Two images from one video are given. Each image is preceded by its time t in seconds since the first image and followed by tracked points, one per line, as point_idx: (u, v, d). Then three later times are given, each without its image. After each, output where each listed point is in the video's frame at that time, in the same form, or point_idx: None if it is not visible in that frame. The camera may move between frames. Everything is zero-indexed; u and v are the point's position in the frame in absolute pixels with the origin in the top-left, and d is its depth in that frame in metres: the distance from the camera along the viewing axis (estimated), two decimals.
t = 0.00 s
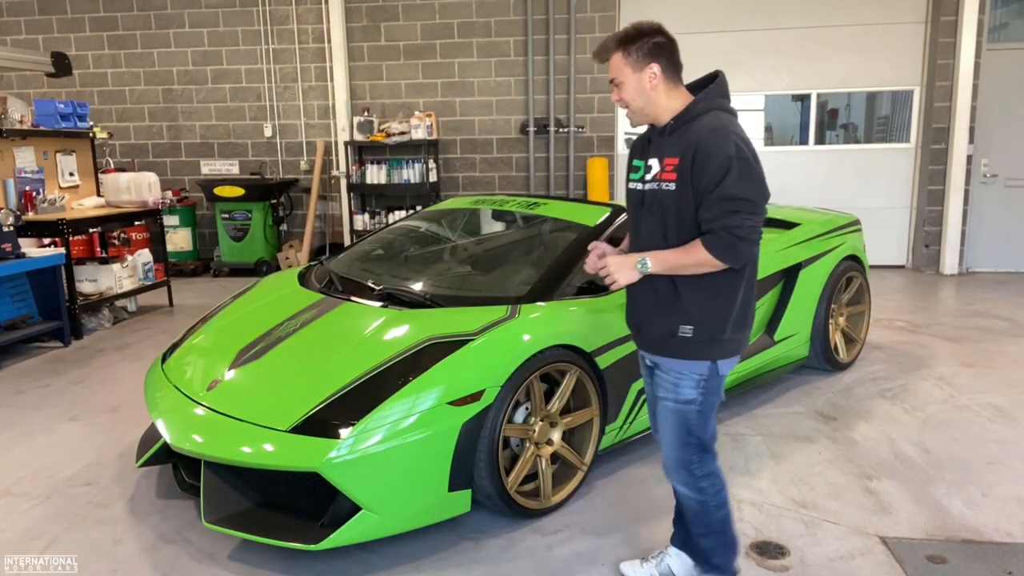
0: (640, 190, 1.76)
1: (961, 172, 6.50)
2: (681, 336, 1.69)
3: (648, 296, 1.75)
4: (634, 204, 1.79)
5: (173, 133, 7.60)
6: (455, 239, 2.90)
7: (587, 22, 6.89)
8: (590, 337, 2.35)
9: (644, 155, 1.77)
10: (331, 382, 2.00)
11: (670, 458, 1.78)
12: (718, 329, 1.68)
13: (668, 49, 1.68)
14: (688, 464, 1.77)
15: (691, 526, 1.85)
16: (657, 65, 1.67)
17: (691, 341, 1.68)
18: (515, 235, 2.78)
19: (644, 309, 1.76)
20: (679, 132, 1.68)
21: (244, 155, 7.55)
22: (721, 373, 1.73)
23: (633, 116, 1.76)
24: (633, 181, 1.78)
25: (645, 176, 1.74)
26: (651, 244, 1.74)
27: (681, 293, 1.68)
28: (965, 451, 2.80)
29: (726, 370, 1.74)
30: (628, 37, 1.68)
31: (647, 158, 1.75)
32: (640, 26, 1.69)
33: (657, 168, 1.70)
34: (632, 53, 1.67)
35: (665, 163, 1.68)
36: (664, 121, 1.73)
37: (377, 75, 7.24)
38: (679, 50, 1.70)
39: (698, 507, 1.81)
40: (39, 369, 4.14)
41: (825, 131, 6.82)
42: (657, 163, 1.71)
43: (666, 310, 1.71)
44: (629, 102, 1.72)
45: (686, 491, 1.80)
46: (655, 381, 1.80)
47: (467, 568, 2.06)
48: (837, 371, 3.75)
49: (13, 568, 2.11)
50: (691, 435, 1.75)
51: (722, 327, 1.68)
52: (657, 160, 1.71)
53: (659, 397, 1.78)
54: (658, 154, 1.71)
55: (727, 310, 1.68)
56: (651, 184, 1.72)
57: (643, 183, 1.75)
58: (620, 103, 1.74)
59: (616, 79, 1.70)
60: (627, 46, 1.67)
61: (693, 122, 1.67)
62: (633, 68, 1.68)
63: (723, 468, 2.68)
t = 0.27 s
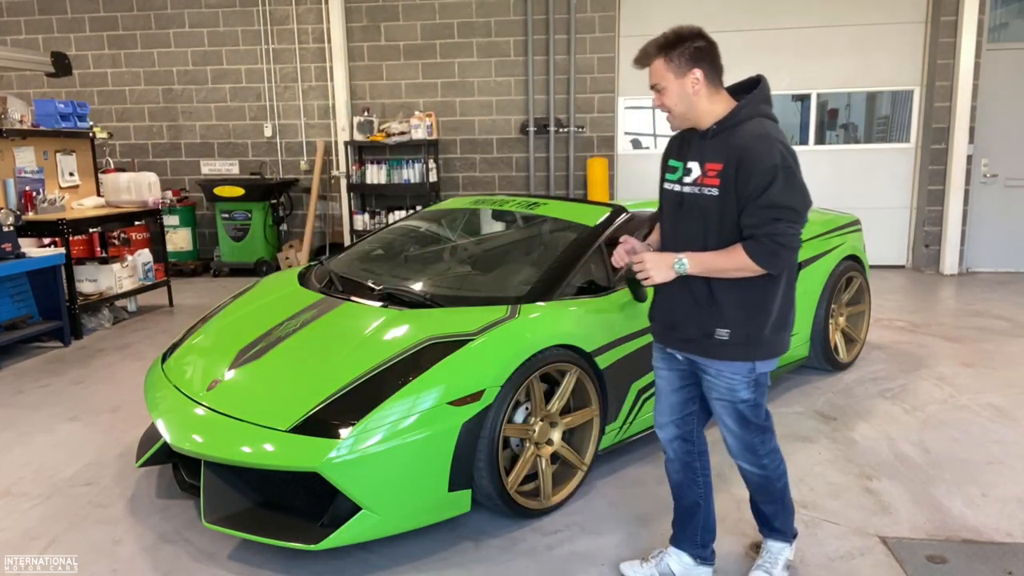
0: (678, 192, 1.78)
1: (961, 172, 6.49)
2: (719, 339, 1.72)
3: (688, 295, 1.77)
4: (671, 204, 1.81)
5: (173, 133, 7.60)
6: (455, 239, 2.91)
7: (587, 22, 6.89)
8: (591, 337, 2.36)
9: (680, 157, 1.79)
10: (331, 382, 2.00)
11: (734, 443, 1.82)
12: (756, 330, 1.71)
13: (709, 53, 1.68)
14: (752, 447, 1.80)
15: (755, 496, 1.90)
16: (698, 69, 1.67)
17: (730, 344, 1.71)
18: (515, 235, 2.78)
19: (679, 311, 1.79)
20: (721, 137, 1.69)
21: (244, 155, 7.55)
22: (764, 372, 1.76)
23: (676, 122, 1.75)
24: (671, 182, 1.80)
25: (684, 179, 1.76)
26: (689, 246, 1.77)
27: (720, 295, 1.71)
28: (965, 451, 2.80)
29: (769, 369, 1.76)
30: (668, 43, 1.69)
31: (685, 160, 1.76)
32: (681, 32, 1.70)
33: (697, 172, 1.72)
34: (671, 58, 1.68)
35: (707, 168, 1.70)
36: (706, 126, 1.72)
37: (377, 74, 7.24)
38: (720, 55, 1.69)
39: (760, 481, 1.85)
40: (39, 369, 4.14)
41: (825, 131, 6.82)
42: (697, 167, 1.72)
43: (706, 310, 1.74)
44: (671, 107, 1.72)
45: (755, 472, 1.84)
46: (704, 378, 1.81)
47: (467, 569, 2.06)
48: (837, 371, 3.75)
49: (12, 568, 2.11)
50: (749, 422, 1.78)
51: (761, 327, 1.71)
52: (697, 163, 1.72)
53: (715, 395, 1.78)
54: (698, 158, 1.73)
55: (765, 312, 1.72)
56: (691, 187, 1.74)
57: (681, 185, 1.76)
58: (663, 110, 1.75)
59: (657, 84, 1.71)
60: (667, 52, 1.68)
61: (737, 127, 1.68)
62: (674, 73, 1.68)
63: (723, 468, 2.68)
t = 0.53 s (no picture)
0: (730, 200, 1.81)
1: (961, 172, 6.49)
2: (761, 344, 1.79)
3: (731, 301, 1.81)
4: (720, 209, 1.85)
5: (173, 133, 7.60)
6: (455, 239, 2.90)
7: (587, 22, 6.88)
8: (591, 337, 2.36)
9: (730, 163, 1.82)
10: (331, 382, 2.00)
11: (766, 432, 1.87)
12: (797, 335, 1.77)
13: (762, 62, 1.68)
14: (783, 438, 1.85)
15: (773, 489, 1.93)
16: (752, 80, 1.68)
17: (772, 348, 1.78)
18: (515, 235, 2.78)
19: (723, 315, 1.84)
20: (775, 148, 1.73)
21: (245, 155, 7.55)
22: (804, 370, 1.83)
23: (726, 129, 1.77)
24: (721, 187, 1.83)
25: (736, 187, 1.79)
26: (740, 254, 1.81)
27: (768, 305, 1.77)
28: (966, 451, 2.80)
29: (807, 370, 1.84)
30: (721, 52, 1.69)
31: (736, 168, 1.79)
32: (733, 41, 1.70)
33: (751, 183, 1.76)
34: (726, 68, 1.68)
35: (764, 180, 1.73)
36: (758, 134, 1.75)
37: (377, 75, 7.24)
38: (773, 60, 1.70)
39: (787, 471, 1.89)
40: (39, 369, 4.14)
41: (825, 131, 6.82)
42: (750, 177, 1.76)
43: (750, 316, 1.79)
44: (724, 117, 1.74)
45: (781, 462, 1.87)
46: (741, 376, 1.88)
47: (467, 569, 2.06)
48: (837, 371, 3.75)
49: (12, 568, 2.11)
50: (783, 414, 1.84)
51: (801, 335, 1.78)
52: (751, 173, 1.76)
53: (751, 392, 1.85)
54: (753, 168, 1.76)
55: (805, 321, 1.78)
56: (743, 197, 1.78)
57: (734, 193, 1.80)
58: (715, 119, 1.76)
59: (708, 94, 1.71)
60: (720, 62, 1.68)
61: (793, 139, 1.71)
62: (729, 85, 1.69)
63: (723, 468, 2.68)
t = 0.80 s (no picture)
0: (755, 198, 1.81)
1: (961, 172, 6.49)
2: (784, 342, 1.80)
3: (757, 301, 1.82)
4: (743, 207, 1.85)
5: (173, 133, 7.60)
6: (455, 239, 2.90)
7: (588, 22, 6.88)
8: (591, 337, 2.36)
9: (754, 161, 1.82)
10: (331, 382, 2.00)
11: (778, 429, 1.88)
12: (817, 334, 1.80)
13: (795, 62, 1.70)
14: (793, 436, 1.87)
15: (778, 486, 1.94)
16: (786, 80, 1.70)
17: (795, 347, 1.80)
18: (515, 235, 2.78)
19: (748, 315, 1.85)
20: (805, 149, 1.74)
21: (245, 155, 7.55)
22: (819, 368, 1.85)
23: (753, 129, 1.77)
24: (745, 185, 1.84)
25: (763, 185, 1.80)
26: (765, 253, 1.81)
27: (795, 305, 1.78)
28: (966, 452, 2.80)
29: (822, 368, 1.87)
30: (755, 50, 1.70)
31: (761, 166, 1.80)
32: (767, 39, 1.71)
33: (779, 182, 1.77)
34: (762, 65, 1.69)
35: (795, 180, 1.74)
36: (787, 134, 1.77)
37: (378, 74, 7.24)
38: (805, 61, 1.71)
39: (793, 470, 1.90)
40: (40, 369, 4.14)
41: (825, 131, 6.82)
42: (778, 176, 1.77)
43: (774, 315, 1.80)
44: (755, 115, 1.74)
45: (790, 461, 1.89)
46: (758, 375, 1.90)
47: (467, 569, 2.06)
48: (837, 371, 3.75)
49: (12, 568, 2.11)
50: (795, 412, 1.85)
51: (821, 334, 1.80)
52: (780, 172, 1.77)
53: (767, 389, 1.87)
54: (781, 167, 1.77)
55: (826, 320, 1.81)
56: (770, 196, 1.79)
57: (759, 191, 1.80)
58: (745, 118, 1.76)
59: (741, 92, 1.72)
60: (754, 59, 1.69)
61: (822, 140, 1.73)
62: (764, 83, 1.69)
63: (723, 468, 2.68)
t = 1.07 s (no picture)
0: (760, 198, 1.81)
1: (961, 172, 6.49)
2: (794, 342, 1.81)
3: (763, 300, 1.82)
4: (748, 207, 1.85)
5: (173, 133, 7.60)
6: (455, 239, 2.90)
7: (588, 22, 6.88)
8: (591, 336, 2.36)
9: (758, 161, 1.83)
10: (331, 382, 2.00)
11: (782, 428, 1.88)
12: (823, 334, 1.81)
13: (804, 62, 1.70)
14: (797, 435, 1.87)
15: (781, 486, 1.94)
16: (794, 80, 1.69)
17: (804, 346, 1.81)
18: (515, 235, 2.78)
19: (754, 314, 1.85)
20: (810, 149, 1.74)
21: (245, 155, 7.55)
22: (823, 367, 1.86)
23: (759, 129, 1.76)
24: (749, 185, 1.84)
25: (768, 185, 1.80)
26: (770, 252, 1.81)
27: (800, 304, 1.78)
28: (965, 451, 2.80)
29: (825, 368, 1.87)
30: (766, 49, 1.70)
31: (766, 166, 1.80)
32: (777, 39, 1.71)
33: (784, 181, 1.77)
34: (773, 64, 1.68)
35: (800, 179, 1.74)
36: (791, 135, 1.76)
37: (378, 74, 7.24)
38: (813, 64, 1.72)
39: (797, 469, 1.90)
40: (40, 369, 4.14)
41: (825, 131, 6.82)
42: (783, 176, 1.77)
43: (780, 315, 1.81)
44: (762, 114, 1.73)
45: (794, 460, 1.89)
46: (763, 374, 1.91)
47: (467, 569, 2.06)
48: (837, 371, 3.75)
49: (12, 568, 2.11)
50: (800, 411, 1.85)
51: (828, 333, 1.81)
52: (785, 172, 1.77)
53: (772, 388, 1.87)
54: (786, 167, 1.77)
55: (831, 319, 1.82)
56: (775, 196, 1.79)
57: (765, 191, 1.80)
58: (752, 118, 1.75)
59: (752, 90, 1.71)
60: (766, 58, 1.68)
61: (826, 140, 1.73)
62: (773, 82, 1.69)
63: (723, 468, 2.68)
